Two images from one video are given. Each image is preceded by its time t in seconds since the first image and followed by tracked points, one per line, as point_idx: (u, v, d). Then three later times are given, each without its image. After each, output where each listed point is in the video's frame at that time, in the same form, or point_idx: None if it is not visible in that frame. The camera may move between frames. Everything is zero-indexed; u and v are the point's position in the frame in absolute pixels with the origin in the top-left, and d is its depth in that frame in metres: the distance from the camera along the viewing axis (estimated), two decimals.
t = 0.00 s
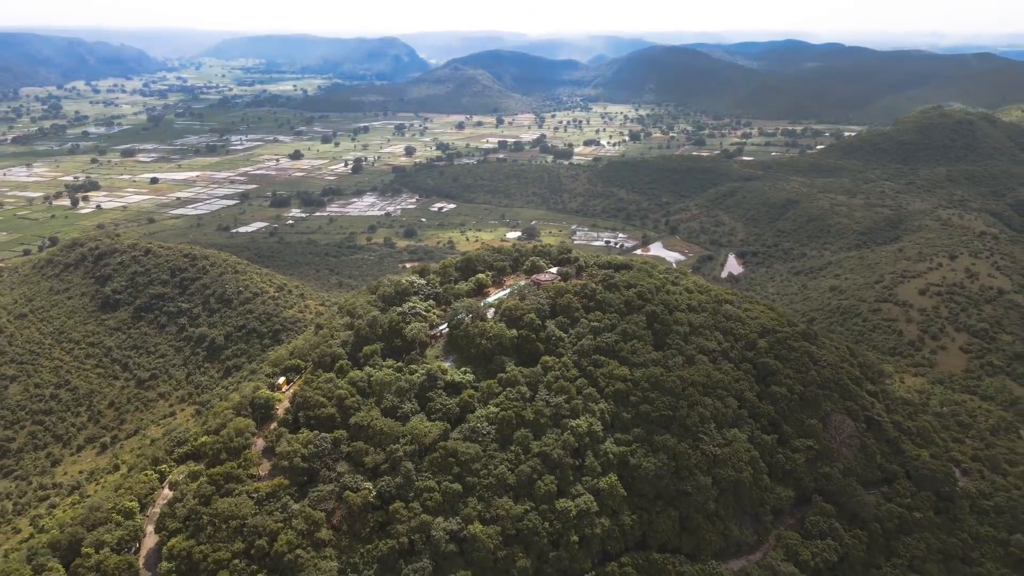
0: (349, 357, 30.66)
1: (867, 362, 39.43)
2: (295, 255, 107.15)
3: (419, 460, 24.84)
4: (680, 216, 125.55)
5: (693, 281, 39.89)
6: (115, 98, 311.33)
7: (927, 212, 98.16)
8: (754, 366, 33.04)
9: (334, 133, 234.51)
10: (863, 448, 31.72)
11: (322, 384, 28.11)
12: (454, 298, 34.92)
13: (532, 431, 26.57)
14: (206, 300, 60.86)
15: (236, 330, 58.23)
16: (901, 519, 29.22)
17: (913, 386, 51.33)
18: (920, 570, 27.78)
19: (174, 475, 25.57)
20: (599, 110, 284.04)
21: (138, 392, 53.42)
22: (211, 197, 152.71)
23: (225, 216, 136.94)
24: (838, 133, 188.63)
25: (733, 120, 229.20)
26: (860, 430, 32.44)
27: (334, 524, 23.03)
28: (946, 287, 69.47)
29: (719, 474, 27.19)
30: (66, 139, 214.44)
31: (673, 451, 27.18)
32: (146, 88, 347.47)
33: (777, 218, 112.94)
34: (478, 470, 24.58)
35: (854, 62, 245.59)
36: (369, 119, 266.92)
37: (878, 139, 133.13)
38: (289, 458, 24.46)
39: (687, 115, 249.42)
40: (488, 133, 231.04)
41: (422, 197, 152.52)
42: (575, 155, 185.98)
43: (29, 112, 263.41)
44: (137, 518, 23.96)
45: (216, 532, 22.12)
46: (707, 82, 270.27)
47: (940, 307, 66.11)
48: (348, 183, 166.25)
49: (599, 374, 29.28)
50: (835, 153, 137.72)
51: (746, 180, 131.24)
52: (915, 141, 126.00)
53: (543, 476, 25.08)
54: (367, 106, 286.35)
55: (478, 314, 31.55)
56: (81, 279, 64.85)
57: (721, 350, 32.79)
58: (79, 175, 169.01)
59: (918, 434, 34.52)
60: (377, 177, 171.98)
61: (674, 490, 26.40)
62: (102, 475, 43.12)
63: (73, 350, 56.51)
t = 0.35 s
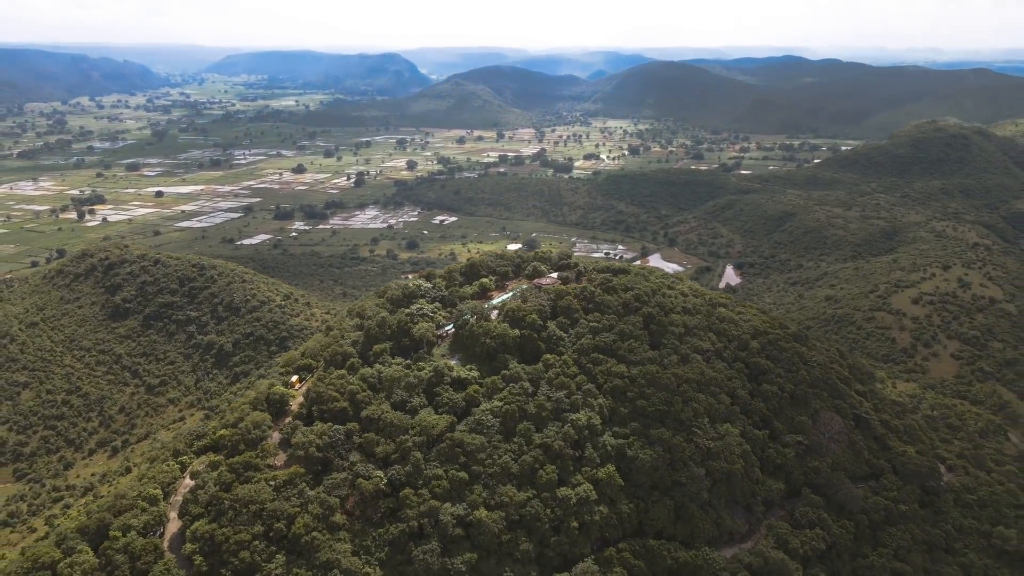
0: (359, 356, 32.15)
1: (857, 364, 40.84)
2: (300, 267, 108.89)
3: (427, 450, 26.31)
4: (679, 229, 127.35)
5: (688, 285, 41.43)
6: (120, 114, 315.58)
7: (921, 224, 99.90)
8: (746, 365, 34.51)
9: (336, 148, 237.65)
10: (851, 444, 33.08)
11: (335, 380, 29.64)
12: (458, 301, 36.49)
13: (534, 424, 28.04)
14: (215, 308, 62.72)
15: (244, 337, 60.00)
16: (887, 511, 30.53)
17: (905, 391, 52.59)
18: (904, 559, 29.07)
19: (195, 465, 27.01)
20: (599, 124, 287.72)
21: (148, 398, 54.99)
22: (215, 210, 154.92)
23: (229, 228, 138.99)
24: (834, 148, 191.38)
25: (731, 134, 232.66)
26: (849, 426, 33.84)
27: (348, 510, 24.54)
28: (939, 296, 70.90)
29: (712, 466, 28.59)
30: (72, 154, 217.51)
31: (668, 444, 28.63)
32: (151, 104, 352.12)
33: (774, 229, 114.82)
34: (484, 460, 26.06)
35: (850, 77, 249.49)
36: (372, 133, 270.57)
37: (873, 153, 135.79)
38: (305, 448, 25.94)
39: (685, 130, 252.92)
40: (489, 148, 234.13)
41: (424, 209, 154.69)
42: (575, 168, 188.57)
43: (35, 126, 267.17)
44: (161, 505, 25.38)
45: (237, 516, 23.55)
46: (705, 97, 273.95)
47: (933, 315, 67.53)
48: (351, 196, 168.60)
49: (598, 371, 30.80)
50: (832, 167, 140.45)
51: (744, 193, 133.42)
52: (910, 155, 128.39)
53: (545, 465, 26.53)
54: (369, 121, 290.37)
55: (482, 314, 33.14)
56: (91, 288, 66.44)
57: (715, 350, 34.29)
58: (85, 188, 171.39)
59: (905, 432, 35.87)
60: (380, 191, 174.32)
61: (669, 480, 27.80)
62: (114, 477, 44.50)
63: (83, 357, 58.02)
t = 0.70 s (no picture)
0: (368, 351, 33.63)
1: (846, 362, 42.23)
2: (304, 274, 110.54)
3: (434, 438, 27.81)
4: (677, 236, 129.16)
5: (683, 286, 42.96)
6: (122, 124, 318.68)
7: (916, 230, 101.50)
8: (739, 360, 35.99)
9: (338, 157, 240.14)
10: (839, 436, 34.50)
11: (346, 373, 31.14)
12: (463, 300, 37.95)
13: (536, 414, 29.53)
14: (223, 312, 64.34)
15: (251, 340, 61.48)
16: (873, 500, 31.93)
17: (896, 392, 53.95)
18: (890, 545, 30.44)
19: (213, 453, 28.53)
20: (598, 134, 290.47)
21: (157, 399, 56.47)
22: (219, 219, 156.90)
23: (233, 236, 140.84)
24: (831, 157, 193.65)
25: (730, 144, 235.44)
26: (837, 420, 35.25)
27: (360, 493, 25.95)
28: (932, 300, 72.29)
29: (705, 455, 30.02)
30: (76, 163, 220.10)
31: (663, 433, 30.10)
32: (153, 114, 355.51)
33: (771, 237, 116.58)
34: (487, 447, 27.58)
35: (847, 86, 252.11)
36: (373, 143, 273.48)
37: (869, 162, 137.98)
38: (319, 435, 27.45)
39: (684, 140, 255.71)
40: (489, 157, 236.68)
41: (426, 218, 156.63)
42: (575, 177, 190.76)
43: (39, 137, 269.98)
44: (183, 489, 26.88)
45: (256, 498, 25.04)
46: (703, 106, 276.94)
47: (925, 319, 68.95)
48: (353, 205, 170.61)
49: (596, 366, 32.35)
50: (828, 176, 142.69)
51: (742, 201, 135.37)
52: (906, 164, 130.39)
53: (545, 453, 28.04)
54: (371, 131, 293.63)
55: (485, 312, 34.71)
56: (100, 293, 68.03)
57: (708, 346, 35.81)
58: (89, 197, 173.44)
59: (892, 426, 37.26)
60: (381, 199, 176.35)
61: (664, 468, 29.24)
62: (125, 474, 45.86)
63: (94, 360, 59.53)
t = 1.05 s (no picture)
0: (377, 346, 35.16)
1: (837, 361, 43.70)
2: (307, 280, 112.17)
3: (441, 428, 29.33)
4: (676, 243, 130.91)
5: (679, 287, 44.54)
6: (125, 133, 321.73)
7: (911, 237, 103.20)
8: (732, 357, 37.54)
9: (340, 166, 242.25)
10: (828, 429, 35.99)
11: (356, 368, 32.70)
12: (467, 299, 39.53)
13: (537, 406, 31.06)
14: (230, 316, 65.86)
15: (259, 342, 62.94)
16: (860, 489, 33.37)
17: (888, 392, 55.39)
18: (876, 532, 31.85)
19: (231, 442, 30.06)
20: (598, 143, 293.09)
21: (166, 400, 57.87)
22: (222, 226, 158.88)
23: (237, 243, 142.66)
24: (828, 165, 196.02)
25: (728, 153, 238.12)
26: (826, 414, 36.75)
27: (371, 478, 27.46)
28: (925, 305, 73.87)
29: (699, 444, 31.52)
30: (80, 172, 222.57)
31: (659, 424, 31.60)
32: (156, 123, 358.80)
33: (768, 243, 118.36)
34: (491, 436, 29.11)
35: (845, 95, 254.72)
36: (374, 152, 276.28)
37: (865, 171, 140.11)
38: (331, 425, 28.97)
39: (683, 149, 258.46)
40: (489, 166, 239.17)
41: (427, 225, 158.51)
42: (575, 186, 192.90)
43: (43, 146, 272.81)
44: (203, 476, 28.40)
45: (273, 482, 26.55)
46: (702, 116, 279.74)
47: (917, 322, 70.51)
48: (355, 213, 172.65)
49: (595, 360, 33.93)
50: (825, 184, 144.74)
51: (739, 209, 137.40)
52: (901, 173, 132.50)
53: (547, 442, 29.57)
54: (373, 140, 296.63)
55: (488, 310, 36.29)
56: (110, 297, 69.66)
57: (702, 343, 37.34)
58: (94, 206, 175.65)
59: (880, 420, 38.74)
60: (383, 207, 178.47)
61: (659, 456, 30.72)
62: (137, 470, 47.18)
63: (104, 363, 61.09)
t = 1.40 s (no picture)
0: (386, 343, 36.74)
1: (828, 360, 45.21)
2: (311, 286, 113.81)
3: (447, 419, 30.86)
4: (674, 250, 132.59)
5: (676, 288, 46.15)
6: (129, 143, 324.70)
7: (906, 243, 104.86)
8: (725, 354, 39.09)
9: (342, 175, 244.62)
10: (818, 424, 37.47)
11: (366, 363, 34.28)
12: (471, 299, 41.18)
13: (539, 399, 32.61)
14: (237, 320, 67.38)
15: (265, 345, 64.38)
16: (848, 481, 34.82)
17: (880, 392, 56.84)
18: (863, 521, 33.24)
19: (246, 434, 31.55)
20: (597, 152, 295.83)
21: (175, 402, 59.09)
22: (225, 234, 160.71)
23: (241, 251, 144.44)
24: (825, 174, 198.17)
25: (726, 161, 240.63)
26: (816, 409, 38.25)
27: (381, 466, 28.94)
28: (918, 309, 75.36)
29: (693, 436, 32.98)
30: (84, 181, 224.91)
31: (655, 417, 33.13)
32: (159, 133, 362.13)
33: (765, 250, 120.06)
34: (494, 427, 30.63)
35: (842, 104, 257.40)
36: (376, 161, 278.93)
37: (861, 179, 142.09)
38: (343, 416, 30.52)
39: (681, 157, 261.08)
40: (490, 174, 241.60)
41: (428, 233, 160.35)
42: (575, 194, 195.00)
43: (48, 156, 275.66)
44: (221, 464, 29.88)
45: (289, 470, 28.03)
46: (700, 125, 282.78)
47: (910, 326, 72.03)
48: (357, 220, 174.63)
49: (594, 356, 35.50)
50: (822, 192, 146.67)
51: (736, 216, 139.35)
52: (896, 180, 134.51)
53: (548, 433, 31.10)
54: (374, 150, 299.57)
55: (491, 309, 37.90)
56: (118, 302, 71.22)
57: (697, 340, 38.90)
58: (99, 214, 177.69)
59: (869, 416, 40.19)
60: (385, 215, 180.50)
61: (656, 447, 32.17)
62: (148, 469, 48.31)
63: (113, 366, 62.52)
